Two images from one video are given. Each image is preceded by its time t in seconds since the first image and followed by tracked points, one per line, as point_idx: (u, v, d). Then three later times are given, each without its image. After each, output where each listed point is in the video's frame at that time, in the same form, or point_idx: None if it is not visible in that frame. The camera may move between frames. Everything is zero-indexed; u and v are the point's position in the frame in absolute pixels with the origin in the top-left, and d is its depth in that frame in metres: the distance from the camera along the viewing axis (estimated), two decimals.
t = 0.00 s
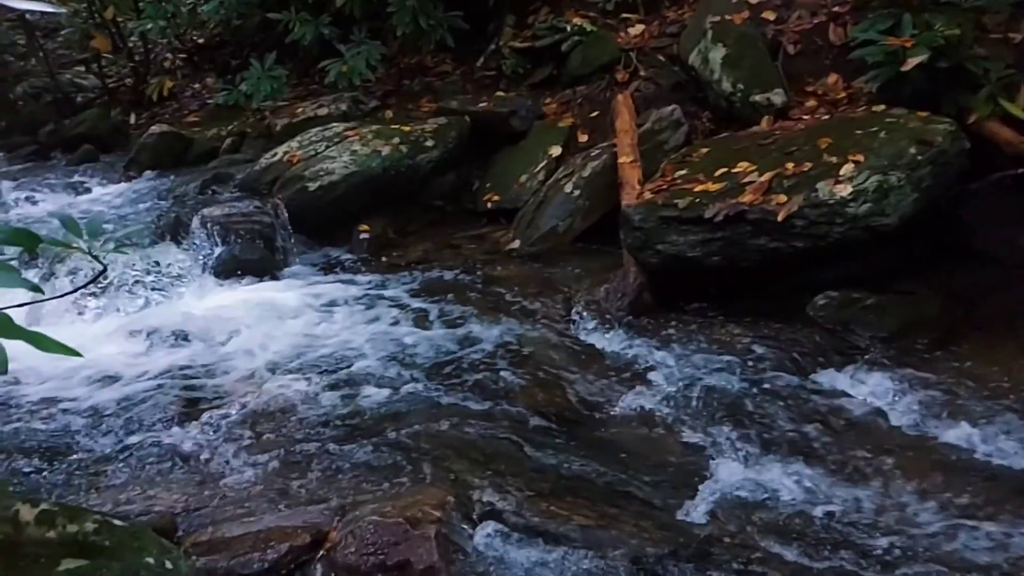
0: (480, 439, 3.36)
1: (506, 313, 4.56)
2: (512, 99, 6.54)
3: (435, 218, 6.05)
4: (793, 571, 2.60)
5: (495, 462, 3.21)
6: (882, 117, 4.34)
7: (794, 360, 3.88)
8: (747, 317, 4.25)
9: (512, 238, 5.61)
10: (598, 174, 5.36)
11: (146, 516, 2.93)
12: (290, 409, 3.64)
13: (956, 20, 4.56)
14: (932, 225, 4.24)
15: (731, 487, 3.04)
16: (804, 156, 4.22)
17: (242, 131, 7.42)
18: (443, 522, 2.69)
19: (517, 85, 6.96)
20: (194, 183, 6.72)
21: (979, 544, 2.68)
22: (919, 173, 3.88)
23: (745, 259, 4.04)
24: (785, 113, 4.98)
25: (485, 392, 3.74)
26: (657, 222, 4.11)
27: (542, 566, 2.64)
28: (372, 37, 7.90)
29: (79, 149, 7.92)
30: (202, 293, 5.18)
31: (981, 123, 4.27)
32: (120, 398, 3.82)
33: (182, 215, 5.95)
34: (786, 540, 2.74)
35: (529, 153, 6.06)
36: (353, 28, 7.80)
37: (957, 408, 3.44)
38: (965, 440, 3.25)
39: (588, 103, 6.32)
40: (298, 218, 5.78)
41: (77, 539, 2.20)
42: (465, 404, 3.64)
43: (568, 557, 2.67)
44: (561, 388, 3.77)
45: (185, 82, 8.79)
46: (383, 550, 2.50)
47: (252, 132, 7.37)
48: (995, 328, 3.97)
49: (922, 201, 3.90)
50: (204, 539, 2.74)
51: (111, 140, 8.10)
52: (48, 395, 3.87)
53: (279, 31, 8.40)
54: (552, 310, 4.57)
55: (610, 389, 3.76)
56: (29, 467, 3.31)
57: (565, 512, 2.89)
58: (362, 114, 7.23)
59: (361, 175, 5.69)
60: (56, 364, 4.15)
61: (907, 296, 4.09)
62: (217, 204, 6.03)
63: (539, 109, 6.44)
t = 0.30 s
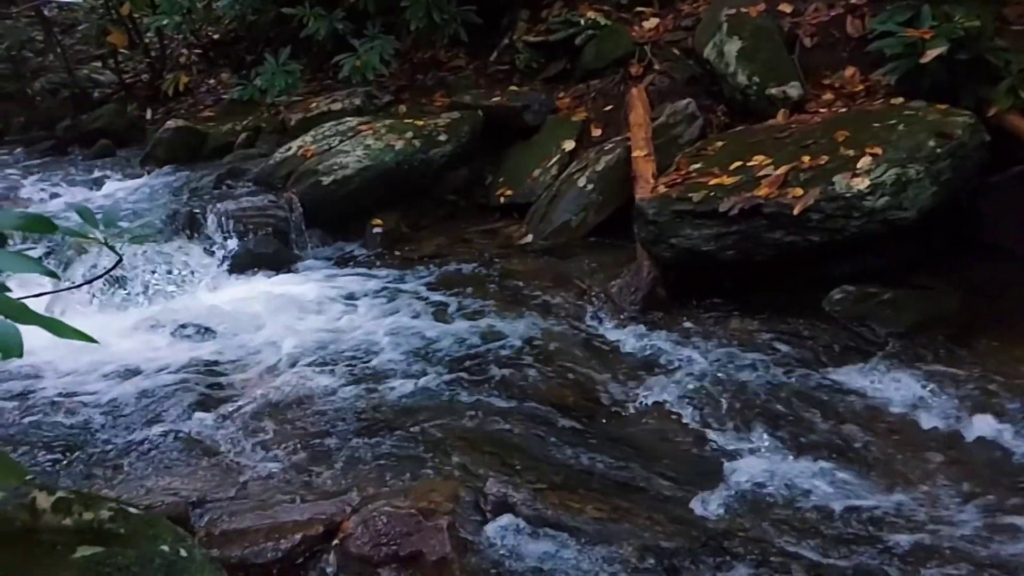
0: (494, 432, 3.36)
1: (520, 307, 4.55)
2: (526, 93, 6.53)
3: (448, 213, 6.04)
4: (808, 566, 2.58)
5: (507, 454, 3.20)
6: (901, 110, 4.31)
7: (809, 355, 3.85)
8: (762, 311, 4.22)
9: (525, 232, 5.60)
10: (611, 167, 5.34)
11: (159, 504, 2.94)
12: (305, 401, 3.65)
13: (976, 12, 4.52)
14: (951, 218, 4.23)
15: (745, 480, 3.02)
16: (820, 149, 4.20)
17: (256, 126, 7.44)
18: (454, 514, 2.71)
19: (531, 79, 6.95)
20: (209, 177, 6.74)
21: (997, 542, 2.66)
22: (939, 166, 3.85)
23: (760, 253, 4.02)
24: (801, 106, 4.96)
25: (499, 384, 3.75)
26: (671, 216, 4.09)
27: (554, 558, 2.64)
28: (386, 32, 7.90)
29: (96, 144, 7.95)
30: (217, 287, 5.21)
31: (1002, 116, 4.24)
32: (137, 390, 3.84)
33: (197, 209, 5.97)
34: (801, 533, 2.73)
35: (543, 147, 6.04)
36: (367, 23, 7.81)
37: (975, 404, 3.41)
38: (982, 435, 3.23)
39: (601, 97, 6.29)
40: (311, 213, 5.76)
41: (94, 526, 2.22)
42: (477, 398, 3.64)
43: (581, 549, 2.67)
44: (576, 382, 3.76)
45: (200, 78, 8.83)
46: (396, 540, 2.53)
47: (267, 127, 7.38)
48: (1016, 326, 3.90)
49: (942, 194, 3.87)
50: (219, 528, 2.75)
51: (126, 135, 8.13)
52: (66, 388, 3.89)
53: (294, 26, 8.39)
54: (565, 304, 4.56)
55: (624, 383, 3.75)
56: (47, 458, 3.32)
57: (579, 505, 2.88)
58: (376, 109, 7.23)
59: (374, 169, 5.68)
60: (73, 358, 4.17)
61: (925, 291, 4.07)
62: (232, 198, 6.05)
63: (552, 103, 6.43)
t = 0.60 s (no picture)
0: (507, 424, 3.35)
1: (531, 300, 4.55)
2: (538, 86, 6.51)
3: (460, 207, 6.06)
4: (822, 559, 2.56)
5: (518, 446, 3.20)
6: (918, 101, 4.27)
7: (823, 350, 3.83)
8: (777, 304, 4.20)
9: (537, 225, 5.59)
10: (624, 160, 5.32)
11: (173, 493, 2.95)
12: (318, 392, 3.66)
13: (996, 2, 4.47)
14: (968, 211, 4.19)
15: (758, 474, 3.00)
16: (836, 141, 4.17)
17: (269, 120, 7.45)
18: (467, 505, 2.71)
19: (542, 72, 6.93)
20: (222, 170, 6.75)
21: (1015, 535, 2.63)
22: (957, 157, 3.80)
23: (775, 246, 4.00)
24: (817, 97, 4.92)
25: (512, 376, 3.74)
26: (684, 209, 4.06)
27: (566, 551, 2.63)
28: (398, 25, 7.89)
29: (111, 137, 7.98)
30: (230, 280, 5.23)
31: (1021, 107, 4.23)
32: (153, 382, 3.85)
33: (209, 201, 5.98)
34: (814, 527, 2.71)
35: (555, 139, 6.03)
36: (379, 16, 7.80)
37: (992, 398, 3.38)
38: (999, 429, 3.20)
39: (614, 90, 6.27)
40: (324, 206, 5.78)
41: (108, 515, 2.22)
42: (489, 390, 3.64)
43: (592, 541, 2.67)
44: (588, 375, 3.75)
45: (213, 72, 8.85)
46: (407, 531, 2.53)
47: (279, 120, 7.39)
48: None
49: (960, 186, 3.82)
50: (232, 518, 2.76)
51: (140, 128, 8.16)
52: (81, 380, 3.91)
53: (306, 19, 8.38)
54: (577, 298, 4.55)
55: (634, 376, 3.75)
56: (62, 447, 3.33)
57: (590, 497, 2.88)
58: (388, 102, 7.23)
59: (386, 162, 5.67)
60: (90, 352, 4.19)
61: (942, 284, 4.04)
62: (245, 191, 6.06)
63: (564, 96, 6.41)
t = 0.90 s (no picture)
0: (519, 421, 3.35)
1: (544, 297, 4.54)
2: (550, 83, 6.50)
3: (471, 204, 6.07)
4: (839, 554, 2.55)
5: (531, 442, 3.20)
6: (935, 96, 4.24)
7: (836, 347, 3.81)
8: (791, 302, 4.19)
9: (550, 222, 5.58)
10: (637, 157, 5.30)
11: (186, 485, 2.96)
12: (332, 388, 3.67)
13: None
14: (989, 209, 4.09)
15: (773, 473, 2.99)
16: (850, 137, 4.15)
17: (282, 118, 7.48)
18: (478, 499, 2.71)
19: (555, 69, 6.91)
20: (236, 168, 6.77)
21: None
22: (974, 153, 3.77)
23: (788, 243, 3.98)
24: (832, 93, 4.87)
25: (525, 373, 3.74)
26: (697, 205, 4.06)
27: (579, 546, 2.62)
28: (411, 23, 7.89)
29: (126, 135, 8.02)
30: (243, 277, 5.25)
31: None
32: (168, 377, 3.86)
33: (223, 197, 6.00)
34: (830, 523, 2.69)
35: (568, 136, 6.02)
36: (392, 13, 7.80)
37: (1008, 395, 3.35)
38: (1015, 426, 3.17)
39: (626, 87, 6.25)
40: (337, 203, 5.80)
41: (123, 507, 2.22)
42: (501, 386, 3.63)
43: (604, 537, 2.66)
44: (601, 372, 3.74)
45: (227, 71, 8.89)
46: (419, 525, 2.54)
47: (292, 118, 7.41)
48: None
49: (978, 183, 3.77)
50: (245, 512, 2.77)
51: (155, 126, 8.20)
52: (95, 373, 3.93)
53: (319, 17, 8.39)
54: (589, 295, 4.54)
55: (647, 374, 3.74)
56: (76, 440, 3.33)
57: (602, 493, 2.87)
58: (400, 100, 7.24)
59: (398, 159, 5.67)
60: (105, 348, 4.20)
61: (960, 282, 3.99)
62: (258, 188, 6.07)
63: (577, 93, 6.40)
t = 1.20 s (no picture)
0: (530, 418, 3.34)
1: (556, 294, 4.54)
2: (563, 80, 6.48)
3: (483, 201, 6.07)
4: (852, 550, 2.53)
5: (542, 438, 3.20)
6: (952, 91, 4.21)
7: (850, 346, 3.79)
8: (805, 299, 4.17)
9: (561, 219, 5.58)
10: (649, 153, 5.28)
11: (198, 478, 2.97)
12: (344, 381, 3.69)
13: None
14: (1010, 206, 4.02)
15: (786, 470, 2.98)
16: (866, 133, 4.12)
17: (295, 115, 7.50)
18: (490, 496, 2.72)
19: (567, 66, 6.90)
20: (249, 165, 6.79)
21: None
22: (993, 149, 3.72)
23: (803, 240, 3.96)
24: (847, 89, 4.84)
25: (537, 369, 3.74)
26: (711, 202, 4.05)
27: (590, 540, 2.62)
28: (423, 20, 7.90)
29: (140, 132, 8.05)
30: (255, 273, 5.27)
31: None
32: (181, 371, 3.89)
33: (236, 194, 6.01)
34: (842, 520, 2.68)
35: (580, 133, 6.00)
36: (404, 10, 7.80)
37: None
38: None
39: (639, 83, 6.24)
40: (349, 200, 5.80)
41: (137, 500, 2.23)
42: (512, 382, 3.63)
43: (615, 532, 2.65)
44: (613, 369, 3.74)
45: (240, 69, 8.92)
46: (432, 520, 2.55)
47: (305, 115, 7.42)
48: None
49: (997, 179, 3.73)
50: (255, 504, 2.78)
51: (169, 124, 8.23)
52: (109, 368, 3.96)
53: (331, 15, 8.40)
54: (602, 292, 4.53)
55: (660, 371, 3.73)
56: (89, 434, 3.35)
57: (613, 490, 2.87)
58: (412, 97, 7.24)
59: (410, 155, 5.67)
60: (119, 344, 4.22)
61: (976, 280, 3.92)
62: (271, 185, 6.09)
63: (589, 90, 6.39)
